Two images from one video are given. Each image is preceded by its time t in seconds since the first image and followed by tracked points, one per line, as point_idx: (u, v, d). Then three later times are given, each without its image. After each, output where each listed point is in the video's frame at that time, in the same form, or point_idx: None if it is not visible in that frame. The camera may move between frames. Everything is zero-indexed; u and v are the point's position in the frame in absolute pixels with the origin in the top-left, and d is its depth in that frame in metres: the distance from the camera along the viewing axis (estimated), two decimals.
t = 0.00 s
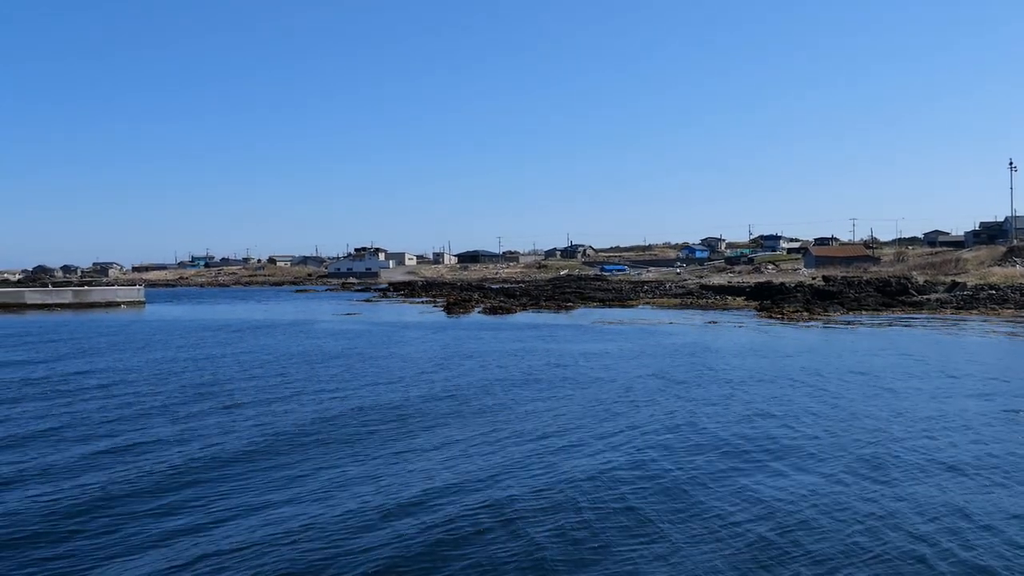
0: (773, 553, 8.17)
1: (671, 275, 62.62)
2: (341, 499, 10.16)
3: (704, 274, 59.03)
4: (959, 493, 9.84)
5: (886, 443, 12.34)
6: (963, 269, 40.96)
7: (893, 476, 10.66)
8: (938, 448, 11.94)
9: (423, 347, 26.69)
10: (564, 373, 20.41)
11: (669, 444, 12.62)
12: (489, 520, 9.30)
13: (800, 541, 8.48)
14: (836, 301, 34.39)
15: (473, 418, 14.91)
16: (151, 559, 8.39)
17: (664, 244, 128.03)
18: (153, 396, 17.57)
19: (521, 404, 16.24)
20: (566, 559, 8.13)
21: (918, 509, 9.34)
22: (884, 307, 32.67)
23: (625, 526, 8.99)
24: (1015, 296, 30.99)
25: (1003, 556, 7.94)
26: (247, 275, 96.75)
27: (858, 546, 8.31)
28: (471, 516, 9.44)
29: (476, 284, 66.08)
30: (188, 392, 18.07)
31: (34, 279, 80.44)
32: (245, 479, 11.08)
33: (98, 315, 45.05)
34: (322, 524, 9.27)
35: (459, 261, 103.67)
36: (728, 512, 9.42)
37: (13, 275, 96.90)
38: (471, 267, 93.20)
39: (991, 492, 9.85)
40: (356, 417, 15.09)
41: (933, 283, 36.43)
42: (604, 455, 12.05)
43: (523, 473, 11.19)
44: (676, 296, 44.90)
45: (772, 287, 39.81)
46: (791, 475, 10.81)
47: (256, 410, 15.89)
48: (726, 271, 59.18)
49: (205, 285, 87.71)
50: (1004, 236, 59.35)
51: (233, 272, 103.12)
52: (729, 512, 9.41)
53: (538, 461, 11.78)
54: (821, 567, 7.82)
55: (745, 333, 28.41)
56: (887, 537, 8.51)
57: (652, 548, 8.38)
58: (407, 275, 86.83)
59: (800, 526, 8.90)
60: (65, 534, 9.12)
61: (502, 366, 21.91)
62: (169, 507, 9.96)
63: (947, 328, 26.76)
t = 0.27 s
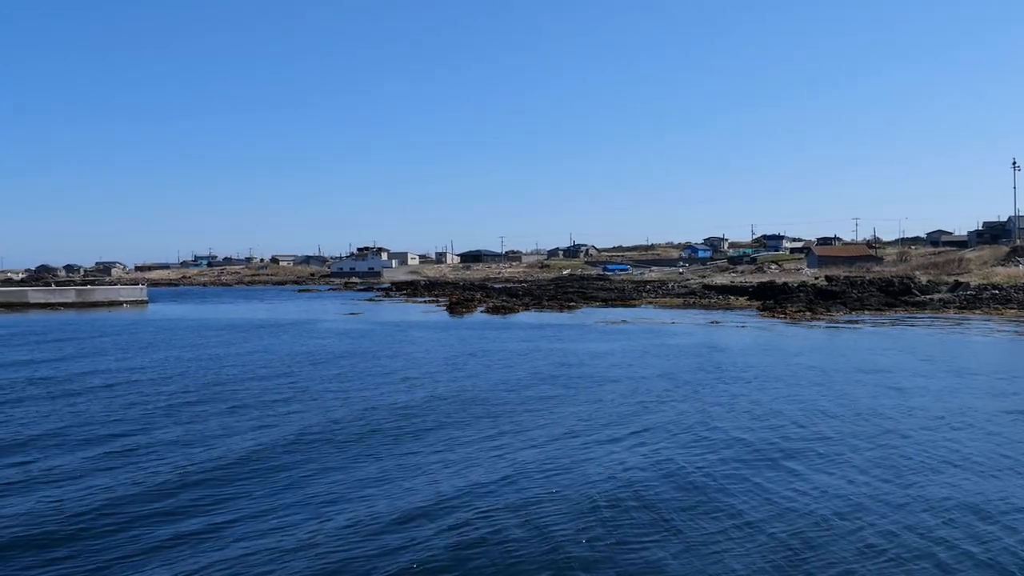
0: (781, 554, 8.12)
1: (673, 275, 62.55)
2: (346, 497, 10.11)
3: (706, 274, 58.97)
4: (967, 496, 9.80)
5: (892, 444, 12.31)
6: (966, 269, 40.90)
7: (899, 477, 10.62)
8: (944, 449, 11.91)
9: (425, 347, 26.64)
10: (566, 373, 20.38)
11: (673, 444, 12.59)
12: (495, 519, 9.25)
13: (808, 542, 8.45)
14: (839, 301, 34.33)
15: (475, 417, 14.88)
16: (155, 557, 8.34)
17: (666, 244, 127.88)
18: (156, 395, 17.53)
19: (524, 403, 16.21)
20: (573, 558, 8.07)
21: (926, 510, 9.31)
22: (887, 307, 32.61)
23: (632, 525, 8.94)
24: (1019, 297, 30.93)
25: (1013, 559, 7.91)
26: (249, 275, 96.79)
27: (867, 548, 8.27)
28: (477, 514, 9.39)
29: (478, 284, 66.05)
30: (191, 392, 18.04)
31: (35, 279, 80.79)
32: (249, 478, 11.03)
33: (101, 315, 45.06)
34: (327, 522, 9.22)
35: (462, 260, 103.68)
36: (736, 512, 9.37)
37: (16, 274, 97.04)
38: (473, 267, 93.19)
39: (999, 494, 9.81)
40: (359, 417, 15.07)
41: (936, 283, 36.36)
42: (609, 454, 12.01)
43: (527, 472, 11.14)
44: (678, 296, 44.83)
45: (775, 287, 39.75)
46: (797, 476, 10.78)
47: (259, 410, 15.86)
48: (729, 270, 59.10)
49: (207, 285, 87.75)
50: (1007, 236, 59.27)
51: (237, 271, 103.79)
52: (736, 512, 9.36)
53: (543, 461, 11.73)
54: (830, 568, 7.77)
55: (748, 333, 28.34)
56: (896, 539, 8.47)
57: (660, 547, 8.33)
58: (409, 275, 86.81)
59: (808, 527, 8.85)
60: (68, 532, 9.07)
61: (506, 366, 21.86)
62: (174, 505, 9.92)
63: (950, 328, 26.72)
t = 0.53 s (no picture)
0: (788, 554, 8.16)
1: (678, 275, 62.50)
2: (354, 498, 10.16)
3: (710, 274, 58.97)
4: (973, 496, 9.85)
5: (896, 443, 12.37)
6: (971, 269, 40.87)
7: (906, 477, 10.66)
8: (949, 449, 11.95)
9: (431, 347, 26.70)
10: (570, 372, 20.47)
11: (679, 443, 12.64)
12: (502, 519, 9.28)
13: (815, 541, 8.48)
14: (843, 301, 34.34)
15: (477, 417, 14.98)
16: (166, 558, 8.38)
17: (670, 244, 127.78)
18: (163, 396, 17.59)
19: (526, 403, 16.31)
20: (582, 559, 8.11)
21: (932, 511, 9.35)
22: (891, 308, 32.61)
23: (640, 525, 8.97)
24: None
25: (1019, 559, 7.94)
26: (254, 275, 97.03)
27: (874, 547, 8.30)
28: (485, 514, 9.43)
29: (482, 283, 66.09)
30: (198, 392, 18.09)
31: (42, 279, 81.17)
32: (257, 479, 11.08)
33: (106, 315, 45.16)
34: (336, 524, 9.26)
35: (466, 260, 103.82)
36: (742, 512, 9.41)
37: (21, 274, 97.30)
38: (478, 267, 93.25)
39: (1005, 494, 9.85)
40: (363, 417, 15.17)
41: (940, 283, 36.33)
42: (615, 454, 12.05)
43: (534, 472, 11.18)
44: (682, 296, 44.86)
45: (779, 287, 39.76)
46: (803, 475, 10.82)
47: (264, 410, 15.96)
48: (733, 271, 59.10)
49: (212, 285, 88.00)
50: (1013, 236, 59.15)
51: (241, 271, 104.03)
52: (743, 512, 9.40)
53: (550, 461, 11.77)
54: (837, 568, 7.80)
55: (752, 333, 28.38)
56: (903, 539, 8.50)
57: (667, 546, 8.37)
58: (414, 274, 87.00)
59: (815, 527, 8.88)
60: (79, 533, 9.12)
61: (511, 365, 21.92)
62: (183, 506, 9.97)
63: (954, 328, 26.73)
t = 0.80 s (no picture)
0: (790, 552, 8.13)
1: (682, 275, 62.41)
2: (355, 499, 10.15)
3: (715, 274, 58.86)
4: (977, 496, 9.80)
5: (902, 443, 12.34)
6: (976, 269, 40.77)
7: (909, 477, 10.61)
8: (954, 449, 11.90)
9: (434, 347, 26.71)
10: (574, 373, 20.45)
11: (683, 443, 12.59)
12: (503, 519, 9.26)
13: (816, 540, 8.45)
14: (848, 301, 34.26)
15: (481, 418, 14.96)
16: (167, 557, 8.39)
17: (675, 244, 127.57)
18: (166, 395, 17.61)
19: (531, 403, 16.28)
20: (582, 558, 8.09)
21: (934, 510, 9.30)
22: (895, 308, 32.53)
23: (641, 525, 8.95)
24: None
25: (1022, 558, 7.90)
26: (258, 274, 97.14)
27: (875, 547, 8.26)
28: (486, 515, 9.42)
29: (486, 283, 66.11)
30: (201, 391, 18.12)
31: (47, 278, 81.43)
32: (259, 479, 11.07)
33: (111, 314, 45.28)
34: (337, 524, 9.25)
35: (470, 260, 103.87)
36: (744, 511, 9.38)
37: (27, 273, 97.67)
38: (482, 267, 93.27)
39: (1013, 494, 9.81)
40: (367, 417, 15.15)
41: (945, 283, 36.24)
42: (617, 455, 12.03)
43: (536, 473, 11.15)
44: (686, 296, 44.79)
45: (784, 287, 39.68)
46: (806, 474, 10.78)
47: (268, 409, 15.96)
48: (737, 271, 59.02)
49: (217, 284, 88.15)
50: (1018, 236, 58.98)
51: (245, 271, 104.20)
52: (744, 511, 9.37)
53: (552, 461, 11.75)
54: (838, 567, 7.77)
55: (756, 333, 28.33)
56: (905, 539, 8.46)
57: (668, 546, 8.34)
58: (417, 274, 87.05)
59: (817, 526, 8.85)
60: (81, 531, 9.13)
61: (514, 366, 21.91)
62: (184, 506, 9.96)
63: (960, 328, 26.67)
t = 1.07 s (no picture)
0: (802, 551, 8.12)
1: (686, 275, 62.32)
2: (365, 500, 10.14)
3: (719, 274, 58.90)
4: (988, 497, 9.76)
5: (910, 443, 12.30)
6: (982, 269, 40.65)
7: (918, 477, 10.58)
8: (964, 449, 11.87)
9: (439, 346, 26.68)
10: (580, 373, 20.42)
11: (690, 444, 12.56)
12: (514, 521, 9.24)
13: (828, 540, 8.42)
14: (853, 301, 34.18)
15: (488, 418, 14.93)
16: (179, 558, 8.39)
17: (680, 243, 127.26)
18: (173, 395, 17.62)
19: (537, 404, 16.24)
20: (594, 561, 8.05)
21: (946, 511, 9.26)
22: (901, 308, 32.44)
23: (653, 526, 8.93)
24: None
25: None
26: (263, 274, 97.25)
27: (888, 548, 8.21)
28: (496, 517, 9.39)
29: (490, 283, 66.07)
30: (208, 391, 18.12)
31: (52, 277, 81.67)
32: (268, 479, 11.07)
33: (117, 313, 45.37)
34: (347, 525, 9.25)
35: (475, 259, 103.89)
36: (755, 511, 9.36)
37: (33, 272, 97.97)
38: (486, 266, 93.27)
39: None
40: (374, 417, 15.13)
41: (951, 283, 36.14)
42: (624, 455, 12.01)
43: (545, 474, 11.13)
44: (691, 296, 44.72)
45: (790, 287, 39.60)
46: (814, 474, 10.77)
47: (274, 409, 15.94)
48: (742, 271, 58.90)
49: (221, 284, 88.28)
50: None
51: (250, 270, 104.31)
52: (756, 511, 9.36)
53: (560, 462, 11.72)
54: (851, 566, 7.76)
55: (762, 333, 28.27)
56: (918, 540, 8.43)
57: (680, 548, 8.32)
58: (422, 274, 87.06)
59: (828, 524, 8.85)
60: (90, 532, 9.13)
61: (519, 366, 21.84)
62: (194, 506, 9.95)
63: (966, 328, 26.60)
